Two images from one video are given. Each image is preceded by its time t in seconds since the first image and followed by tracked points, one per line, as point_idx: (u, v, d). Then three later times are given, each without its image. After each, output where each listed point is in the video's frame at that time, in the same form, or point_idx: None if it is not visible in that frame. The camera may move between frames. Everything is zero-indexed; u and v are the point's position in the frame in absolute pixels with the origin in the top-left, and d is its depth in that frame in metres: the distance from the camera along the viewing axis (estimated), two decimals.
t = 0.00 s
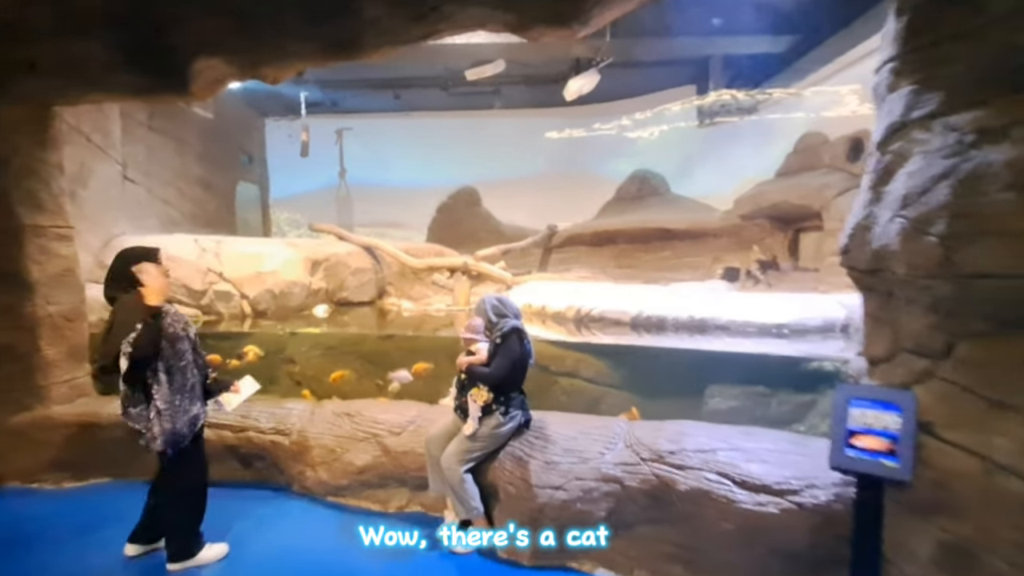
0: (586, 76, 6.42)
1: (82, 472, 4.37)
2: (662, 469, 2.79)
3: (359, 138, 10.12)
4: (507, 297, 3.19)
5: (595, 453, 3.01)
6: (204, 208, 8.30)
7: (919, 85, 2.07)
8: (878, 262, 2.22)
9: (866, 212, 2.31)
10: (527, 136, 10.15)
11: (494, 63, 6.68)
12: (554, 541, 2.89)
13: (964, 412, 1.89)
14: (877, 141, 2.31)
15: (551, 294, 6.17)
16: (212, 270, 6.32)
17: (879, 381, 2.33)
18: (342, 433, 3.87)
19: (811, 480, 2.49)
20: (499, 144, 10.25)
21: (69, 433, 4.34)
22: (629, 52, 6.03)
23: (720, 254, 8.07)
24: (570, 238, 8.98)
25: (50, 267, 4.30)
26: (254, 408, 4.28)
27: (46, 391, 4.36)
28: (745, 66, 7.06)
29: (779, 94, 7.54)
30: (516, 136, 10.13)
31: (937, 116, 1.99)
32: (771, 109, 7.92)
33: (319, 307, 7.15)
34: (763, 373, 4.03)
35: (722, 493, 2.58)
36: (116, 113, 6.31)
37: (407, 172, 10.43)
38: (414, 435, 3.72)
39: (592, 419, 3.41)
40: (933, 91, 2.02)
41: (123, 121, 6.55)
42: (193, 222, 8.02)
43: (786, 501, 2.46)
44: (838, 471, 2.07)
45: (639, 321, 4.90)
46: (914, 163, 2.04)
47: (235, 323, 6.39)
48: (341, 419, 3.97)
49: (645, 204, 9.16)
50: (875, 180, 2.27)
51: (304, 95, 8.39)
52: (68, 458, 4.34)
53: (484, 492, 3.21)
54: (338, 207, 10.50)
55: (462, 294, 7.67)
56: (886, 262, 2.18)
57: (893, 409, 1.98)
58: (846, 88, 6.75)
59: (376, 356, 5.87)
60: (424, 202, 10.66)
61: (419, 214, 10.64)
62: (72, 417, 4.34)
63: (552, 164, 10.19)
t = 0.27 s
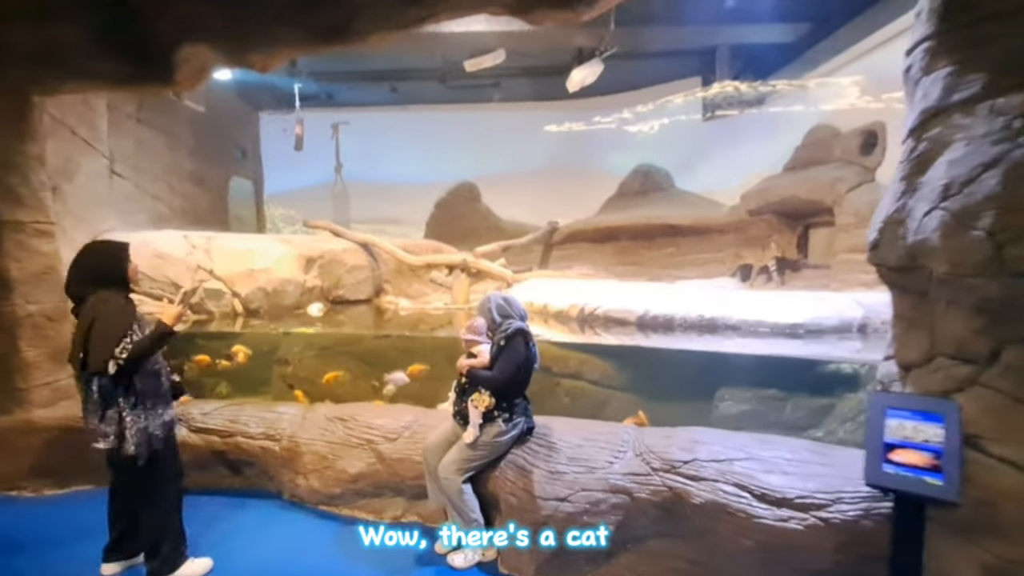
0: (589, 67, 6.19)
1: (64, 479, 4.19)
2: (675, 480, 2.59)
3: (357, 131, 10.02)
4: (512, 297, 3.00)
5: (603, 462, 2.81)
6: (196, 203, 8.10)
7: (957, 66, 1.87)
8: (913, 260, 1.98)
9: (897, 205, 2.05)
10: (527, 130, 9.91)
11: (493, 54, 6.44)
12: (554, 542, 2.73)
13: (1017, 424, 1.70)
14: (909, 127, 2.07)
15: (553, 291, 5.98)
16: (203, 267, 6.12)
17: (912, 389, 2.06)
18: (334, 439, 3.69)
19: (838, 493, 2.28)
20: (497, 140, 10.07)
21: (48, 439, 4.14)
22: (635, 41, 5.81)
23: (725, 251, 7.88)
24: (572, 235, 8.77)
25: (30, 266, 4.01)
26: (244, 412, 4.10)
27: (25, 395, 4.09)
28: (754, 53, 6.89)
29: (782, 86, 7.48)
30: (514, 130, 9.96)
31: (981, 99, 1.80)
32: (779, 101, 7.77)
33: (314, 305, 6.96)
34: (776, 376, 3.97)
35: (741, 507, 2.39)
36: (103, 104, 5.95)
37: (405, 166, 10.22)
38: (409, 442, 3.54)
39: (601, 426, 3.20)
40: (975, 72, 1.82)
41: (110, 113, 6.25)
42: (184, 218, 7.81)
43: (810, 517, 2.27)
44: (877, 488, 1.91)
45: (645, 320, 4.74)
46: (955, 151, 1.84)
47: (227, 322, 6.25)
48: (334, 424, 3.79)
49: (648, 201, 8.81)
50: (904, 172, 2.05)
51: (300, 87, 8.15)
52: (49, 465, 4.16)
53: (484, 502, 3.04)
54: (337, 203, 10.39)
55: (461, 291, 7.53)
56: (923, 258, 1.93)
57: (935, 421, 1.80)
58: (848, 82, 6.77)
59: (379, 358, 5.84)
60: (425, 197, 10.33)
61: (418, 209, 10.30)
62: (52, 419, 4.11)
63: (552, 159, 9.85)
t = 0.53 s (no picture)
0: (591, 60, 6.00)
1: (44, 487, 4.01)
2: (689, 492, 2.46)
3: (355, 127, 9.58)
4: (512, 298, 2.85)
5: (611, 471, 2.67)
6: (186, 200, 7.90)
7: (1000, 46, 1.74)
8: (955, 257, 1.85)
9: (937, 196, 1.90)
10: (521, 124, 9.45)
11: (492, 47, 6.22)
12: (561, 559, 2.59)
13: None
14: (946, 113, 1.94)
15: (552, 291, 5.83)
16: (193, 266, 5.99)
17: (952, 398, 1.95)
18: (328, 445, 3.54)
19: (868, 508, 2.10)
20: (493, 137, 9.60)
21: (27, 446, 3.95)
22: (638, 33, 5.62)
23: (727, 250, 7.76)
24: (571, 234, 8.69)
25: (8, 265, 3.77)
26: (233, 415, 3.95)
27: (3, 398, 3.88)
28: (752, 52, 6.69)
29: (780, 82, 7.43)
30: (512, 126, 9.50)
31: None
32: (777, 99, 7.71)
33: (307, 305, 6.79)
34: (788, 379, 3.89)
35: (762, 522, 2.25)
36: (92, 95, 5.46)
37: (398, 163, 9.78)
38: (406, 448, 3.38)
39: (606, 432, 3.06)
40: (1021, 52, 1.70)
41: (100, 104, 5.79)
42: (172, 215, 7.61)
43: (838, 533, 2.12)
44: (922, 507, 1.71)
45: (649, 321, 4.68)
46: (1003, 139, 1.72)
47: (217, 322, 6.12)
48: (326, 429, 3.63)
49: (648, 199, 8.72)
50: (941, 162, 1.91)
51: (294, 82, 7.92)
52: (26, 472, 3.97)
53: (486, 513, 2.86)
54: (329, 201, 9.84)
55: (457, 292, 7.22)
56: (967, 255, 1.81)
57: (987, 433, 1.64)
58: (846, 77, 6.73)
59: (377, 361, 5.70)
60: (421, 194, 9.93)
61: (414, 209, 9.94)
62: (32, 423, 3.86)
63: (550, 157, 9.42)
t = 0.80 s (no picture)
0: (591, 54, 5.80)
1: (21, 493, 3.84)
2: (706, 506, 2.33)
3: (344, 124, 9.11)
4: (516, 299, 2.74)
5: (621, 483, 2.53)
6: (174, 194, 7.67)
7: None
8: (1003, 256, 1.78)
9: (981, 191, 1.82)
10: (505, 119, 8.84)
11: (488, 41, 5.97)
12: None
13: None
14: (991, 101, 1.84)
15: (548, 288, 5.60)
16: (180, 263, 5.80)
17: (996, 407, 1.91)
18: (319, 453, 3.38)
19: (902, 528, 1.99)
20: (476, 136, 9.01)
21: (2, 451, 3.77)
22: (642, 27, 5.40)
23: (725, 248, 7.62)
24: (565, 230, 8.48)
25: None
26: (219, 420, 3.82)
27: None
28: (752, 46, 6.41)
29: (771, 78, 7.03)
30: (498, 120, 8.87)
31: None
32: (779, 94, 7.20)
33: (298, 303, 6.55)
34: (799, 382, 3.69)
35: (787, 540, 2.12)
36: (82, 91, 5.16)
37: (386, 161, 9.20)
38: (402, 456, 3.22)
39: (614, 438, 2.92)
40: None
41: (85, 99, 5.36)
42: (159, 209, 7.43)
43: (869, 554, 2.00)
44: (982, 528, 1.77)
45: (653, 321, 4.45)
46: None
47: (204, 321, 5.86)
48: (317, 435, 3.47)
49: (645, 192, 8.19)
50: (985, 154, 1.83)
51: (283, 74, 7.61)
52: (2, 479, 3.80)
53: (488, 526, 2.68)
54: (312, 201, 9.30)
55: (452, 289, 7.00)
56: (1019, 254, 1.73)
57: None
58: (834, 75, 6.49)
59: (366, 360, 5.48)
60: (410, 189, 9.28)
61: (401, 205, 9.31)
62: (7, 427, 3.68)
63: (541, 153, 8.81)
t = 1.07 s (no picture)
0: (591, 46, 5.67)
1: None
2: (725, 522, 2.20)
3: (335, 117, 8.84)
4: (520, 302, 2.62)
5: (632, 496, 2.41)
6: (161, 189, 7.54)
7: None
8: None
9: None
10: (500, 114, 8.59)
11: (485, 32, 5.76)
12: None
13: None
14: None
15: (548, 285, 5.42)
16: (164, 260, 5.69)
17: None
18: (310, 462, 3.24)
19: (938, 549, 1.87)
20: (471, 130, 8.76)
21: None
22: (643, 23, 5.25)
23: (724, 246, 7.50)
24: (563, 228, 8.35)
25: None
26: (203, 427, 3.73)
27: None
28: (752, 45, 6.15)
29: (765, 75, 6.79)
30: (490, 117, 8.62)
31: None
32: (781, 92, 6.99)
33: (290, 302, 6.34)
34: (809, 386, 3.60)
35: (813, 560, 1.99)
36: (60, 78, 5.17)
37: (383, 155, 8.98)
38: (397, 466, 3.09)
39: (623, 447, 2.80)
40: None
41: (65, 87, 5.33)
42: (146, 205, 7.30)
43: None
44: None
45: (658, 321, 4.31)
46: None
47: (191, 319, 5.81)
48: (307, 443, 3.35)
49: (644, 190, 8.16)
50: None
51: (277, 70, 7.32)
52: None
53: (488, 541, 2.54)
54: (306, 196, 9.16)
55: (449, 289, 6.63)
56: None
57: None
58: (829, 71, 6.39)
59: (361, 361, 5.38)
60: (403, 185, 9.07)
61: (399, 200, 9.03)
62: None
63: (541, 148, 8.63)
